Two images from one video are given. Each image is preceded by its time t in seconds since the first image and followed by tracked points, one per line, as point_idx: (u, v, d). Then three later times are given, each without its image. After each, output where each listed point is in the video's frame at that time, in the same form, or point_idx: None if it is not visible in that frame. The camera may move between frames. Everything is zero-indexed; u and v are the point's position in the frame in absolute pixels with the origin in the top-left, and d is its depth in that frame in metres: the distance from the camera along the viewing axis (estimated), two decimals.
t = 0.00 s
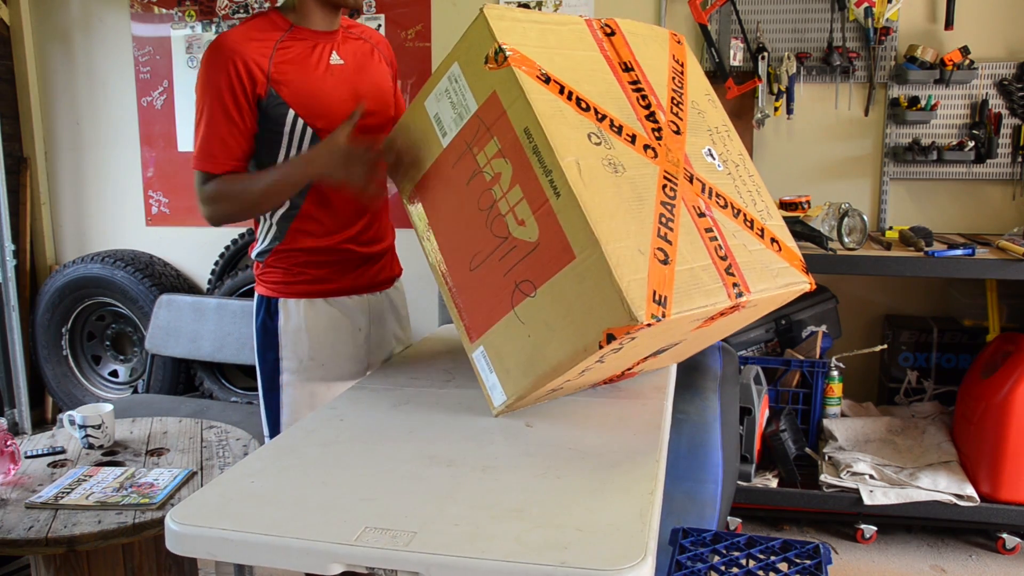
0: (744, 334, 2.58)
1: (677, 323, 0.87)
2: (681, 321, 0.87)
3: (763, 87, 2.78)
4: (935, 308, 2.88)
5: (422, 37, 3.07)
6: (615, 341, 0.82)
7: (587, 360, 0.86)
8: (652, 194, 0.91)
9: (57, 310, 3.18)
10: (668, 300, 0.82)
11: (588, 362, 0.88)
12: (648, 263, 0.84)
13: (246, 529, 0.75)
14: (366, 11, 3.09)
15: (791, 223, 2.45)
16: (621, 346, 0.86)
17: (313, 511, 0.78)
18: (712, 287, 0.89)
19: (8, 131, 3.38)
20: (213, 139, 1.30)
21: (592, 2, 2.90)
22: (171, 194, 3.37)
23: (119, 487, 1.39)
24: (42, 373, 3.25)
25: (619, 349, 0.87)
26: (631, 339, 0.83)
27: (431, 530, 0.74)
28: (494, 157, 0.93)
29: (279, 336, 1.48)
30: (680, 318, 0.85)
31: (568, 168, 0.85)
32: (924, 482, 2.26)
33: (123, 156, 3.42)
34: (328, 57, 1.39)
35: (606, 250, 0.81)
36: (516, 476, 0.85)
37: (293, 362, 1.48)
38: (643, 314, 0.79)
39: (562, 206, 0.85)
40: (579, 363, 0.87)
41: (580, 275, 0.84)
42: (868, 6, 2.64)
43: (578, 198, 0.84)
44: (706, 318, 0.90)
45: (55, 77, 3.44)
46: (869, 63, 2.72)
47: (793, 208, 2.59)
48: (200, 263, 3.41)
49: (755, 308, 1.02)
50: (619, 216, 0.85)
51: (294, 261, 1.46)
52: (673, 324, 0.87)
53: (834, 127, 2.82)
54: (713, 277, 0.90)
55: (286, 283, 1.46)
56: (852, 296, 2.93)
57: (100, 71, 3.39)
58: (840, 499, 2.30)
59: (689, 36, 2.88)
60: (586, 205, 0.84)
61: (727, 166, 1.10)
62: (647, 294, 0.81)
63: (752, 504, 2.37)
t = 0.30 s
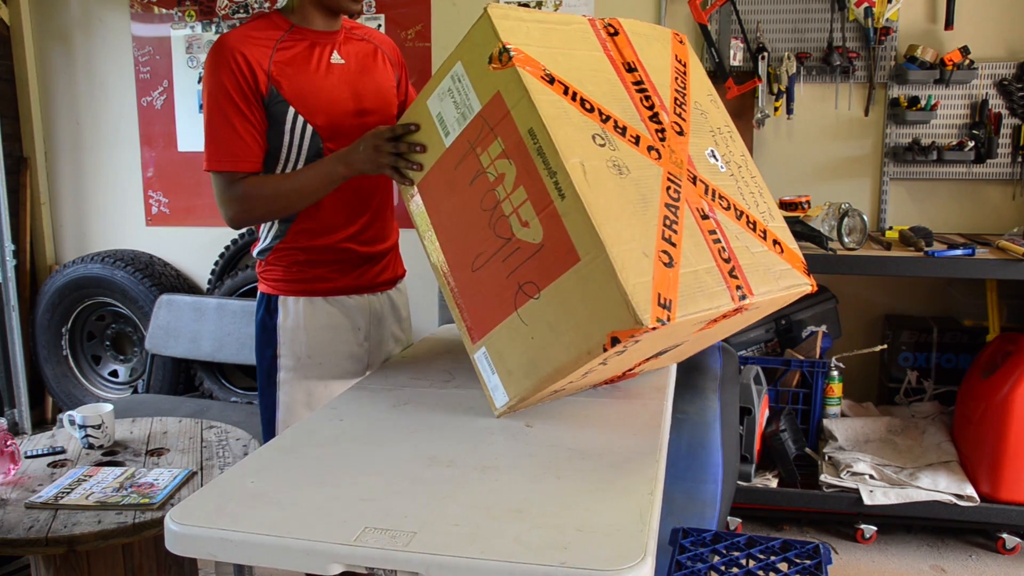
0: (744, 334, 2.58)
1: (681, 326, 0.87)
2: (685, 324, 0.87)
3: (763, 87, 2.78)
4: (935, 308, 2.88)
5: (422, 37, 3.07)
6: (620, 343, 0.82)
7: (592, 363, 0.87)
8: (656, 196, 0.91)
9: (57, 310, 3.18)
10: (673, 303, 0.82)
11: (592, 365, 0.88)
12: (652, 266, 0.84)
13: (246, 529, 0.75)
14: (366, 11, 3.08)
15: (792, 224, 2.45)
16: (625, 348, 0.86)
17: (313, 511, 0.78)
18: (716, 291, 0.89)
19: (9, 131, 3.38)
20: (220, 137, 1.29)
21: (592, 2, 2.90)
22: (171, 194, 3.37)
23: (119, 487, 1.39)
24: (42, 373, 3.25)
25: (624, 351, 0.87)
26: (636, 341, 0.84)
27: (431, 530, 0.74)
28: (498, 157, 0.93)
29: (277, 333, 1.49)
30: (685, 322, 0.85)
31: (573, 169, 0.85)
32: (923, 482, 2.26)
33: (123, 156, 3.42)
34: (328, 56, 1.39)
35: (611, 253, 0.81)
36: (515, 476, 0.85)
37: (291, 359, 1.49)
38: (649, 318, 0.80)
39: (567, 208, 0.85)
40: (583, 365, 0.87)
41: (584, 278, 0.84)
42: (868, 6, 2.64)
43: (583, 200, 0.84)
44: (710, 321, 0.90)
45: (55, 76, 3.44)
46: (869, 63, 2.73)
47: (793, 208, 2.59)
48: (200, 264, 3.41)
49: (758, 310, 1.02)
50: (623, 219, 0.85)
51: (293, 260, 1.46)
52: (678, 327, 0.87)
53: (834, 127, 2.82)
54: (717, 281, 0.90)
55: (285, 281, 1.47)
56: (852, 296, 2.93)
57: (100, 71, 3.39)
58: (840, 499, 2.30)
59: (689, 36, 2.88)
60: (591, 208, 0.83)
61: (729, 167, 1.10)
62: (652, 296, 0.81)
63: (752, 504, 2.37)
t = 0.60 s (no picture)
0: (744, 334, 2.58)
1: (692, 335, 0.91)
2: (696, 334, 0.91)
3: (763, 87, 2.78)
4: (935, 308, 2.87)
5: (422, 38, 3.07)
6: (640, 358, 0.85)
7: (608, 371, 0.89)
8: (668, 204, 0.92)
9: (57, 310, 3.18)
10: (691, 319, 0.86)
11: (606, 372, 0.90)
12: (671, 282, 0.86)
13: (246, 529, 0.75)
14: (366, 11, 3.08)
15: (792, 223, 2.44)
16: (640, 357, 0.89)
17: (312, 511, 0.78)
18: (724, 302, 0.93)
19: (9, 131, 3.38)
20: (225, 136, 1.29)
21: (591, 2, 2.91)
22: (171, 194, 3.37)
23: (119, 487, 1.39)
24: (42, 373, 3.25)
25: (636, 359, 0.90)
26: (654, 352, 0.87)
27: (430, 530, 0.74)
28: (512, 162, 0.92)
29: (284, 330, 1.49)
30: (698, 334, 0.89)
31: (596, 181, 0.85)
32: (924, 482, 2.26)
33: (123, 156, 3.42)
34: (331, 56, 1.40)
35: (635, 270, 0.83)
36: (515, 476, 0.85)
37: (297, 356, 1.48)
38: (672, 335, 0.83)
39: (588, 221, 0.85)
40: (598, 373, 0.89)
41: (606, 293, 0.85)
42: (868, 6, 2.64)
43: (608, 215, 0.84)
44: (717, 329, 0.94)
45: (55, 77, 3.44)
46: (869, 63, 2.72)
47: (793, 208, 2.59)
48: (200, 264, 3.41)
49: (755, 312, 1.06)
50: (643, 233, 0.87)
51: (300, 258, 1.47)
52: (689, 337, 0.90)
53: (834, 127, 2.82)
54: (723, 290, 0.94)
55: (292, 279, 1.47)
56: (852, 296, 2.93)
57: (100, 71, 3.39)
58: (840, 499, 2.30)
59: (689, 36, 2.88)
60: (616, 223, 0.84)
61: (730, 168, 1.11)
62: (673, 315, 0.84)
63: (752, 504, 2.37)
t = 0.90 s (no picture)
0: (744, 334, 2.58)
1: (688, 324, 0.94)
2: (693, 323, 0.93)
3: (763, 87, 2.78)
4: (935, 308, 2.88)
5: (422, 37, 3.07)
6: (642, 360, 0.86)
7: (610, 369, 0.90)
8: (657, 197, 0.92)
9: (57, 310, 3.18)
10: (690, 315, 0.87)
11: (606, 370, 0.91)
12: (668, 280, 0.87)
13: (246, 529, 0.75)
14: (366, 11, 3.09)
15: (792, 224, 2.44)
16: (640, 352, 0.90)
17: (312, 511, 0.78)
18: (716, 287, 0.95)
19: (8, 131, 3.38)
20: (231, 133, 1.28)
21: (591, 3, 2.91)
22: (171, 194, 3.37)
23: (119, 487, 1.39)
24: (42, 373, 3.25)
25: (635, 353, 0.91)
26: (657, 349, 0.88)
27: (431, 530, 0.74)
28: (496, 169, 0.88)
29: (290, 329, 1.47)
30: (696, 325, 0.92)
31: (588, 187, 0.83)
32: (924, 482, 2.26)
33: (123, 156, 3.42)
34: (338, 57, 1.40)
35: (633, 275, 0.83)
36: (515, 476, 0.85)
37: (302, 355, 1.48)
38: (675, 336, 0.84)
39: (583, 228, 0.83)
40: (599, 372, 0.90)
41: (605, 299, 0.85)
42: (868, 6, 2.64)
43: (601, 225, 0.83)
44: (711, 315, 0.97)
45: (55, 77, 3.44)
46: (869, 63, 2.72)
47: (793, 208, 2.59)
48: (200, 264, 3.41)
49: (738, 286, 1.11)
50: (638, 235, 0.86)
51: (304, 256, 1.47)
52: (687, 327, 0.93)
53: (834, 127, 2.82)
54: (716, 276, 0.97)
55: (295, 277, 1.47)
56: (852, 296, 2.93)
57: (100, 71, 3.39)
58: (840, 499, 2.30)
59: (689, 35, 2.87)
60: (610, 232, 0.83)
61: (708, 149, 1.13)
62: (673, 314, 0.85)
63: (752, 504, 2.37)
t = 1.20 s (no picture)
0: (744, 334, 2.58)
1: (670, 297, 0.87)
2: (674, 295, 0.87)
3: (763, 87, 2.78)
4: (935, 308, 2.88)
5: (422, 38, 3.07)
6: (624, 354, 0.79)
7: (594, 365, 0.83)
8: (603, 177, 0.82)
9: (57, 310, 3.18)
10: (662, 299, 0.79)
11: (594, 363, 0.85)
12: (632, 268, 0.78)
13: (246, 529, 0.75)
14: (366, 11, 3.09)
15: (791, 223, 2.44)
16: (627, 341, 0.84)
17: (313, 511, 0.78)
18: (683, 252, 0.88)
19: (8, 131, 3.37)
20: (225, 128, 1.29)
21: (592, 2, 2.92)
22: (171, 194, 3.38)
23: (119, 487, 1.39)
24: (42, 373, 3.26)
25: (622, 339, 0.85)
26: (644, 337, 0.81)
27: (431, 530, 0.74)
28: (430, 190, 0.77)
29: (284, 326, 1.49)
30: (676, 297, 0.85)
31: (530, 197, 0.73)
32: (924, 482, 2.26)
33: (123, 156, 3.42)
34: (342, 57, 1.40)
35: (596, 278, 0.73)
36: (514, 476, 0.85)
37: (297, 354, 1.49)
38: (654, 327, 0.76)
39: (531, 242, 0.73)
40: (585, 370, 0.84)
41: (573, 305, 0.75)
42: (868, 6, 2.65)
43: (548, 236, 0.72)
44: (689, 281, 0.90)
45: (55, 77, 3.44)
46: (869, 63, 2.72)
47: (793, 208, 2.59)
48: (200, 263, 3.41)
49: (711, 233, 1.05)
50: (594, 232, 0.76)
51: (301, 257, 1.47)
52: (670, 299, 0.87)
53: (834, 127, 2.82)
54: (682, 242, 0.89)
55: (292, 276, 1.47)
56: (853, 296, 2.93)
57: (100, 71, 3.39)
58: (840, 499, 2.30)
59: (689, 35, 2.87)
60: (565, 244, 0.72)
61: (651, 102, 1.03)
62: (643, 302, 0.77)
63: (752, 504, 2.37)
